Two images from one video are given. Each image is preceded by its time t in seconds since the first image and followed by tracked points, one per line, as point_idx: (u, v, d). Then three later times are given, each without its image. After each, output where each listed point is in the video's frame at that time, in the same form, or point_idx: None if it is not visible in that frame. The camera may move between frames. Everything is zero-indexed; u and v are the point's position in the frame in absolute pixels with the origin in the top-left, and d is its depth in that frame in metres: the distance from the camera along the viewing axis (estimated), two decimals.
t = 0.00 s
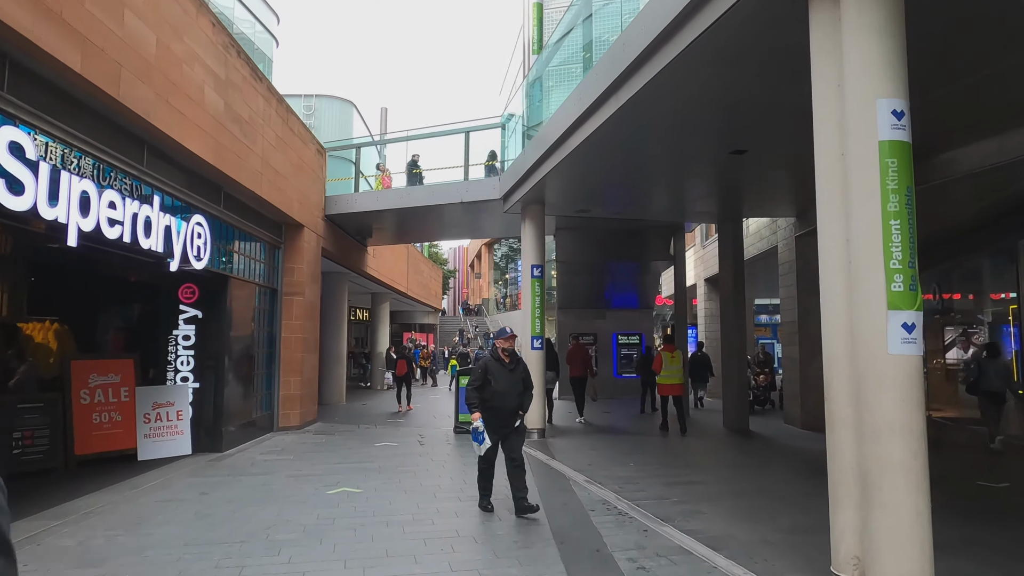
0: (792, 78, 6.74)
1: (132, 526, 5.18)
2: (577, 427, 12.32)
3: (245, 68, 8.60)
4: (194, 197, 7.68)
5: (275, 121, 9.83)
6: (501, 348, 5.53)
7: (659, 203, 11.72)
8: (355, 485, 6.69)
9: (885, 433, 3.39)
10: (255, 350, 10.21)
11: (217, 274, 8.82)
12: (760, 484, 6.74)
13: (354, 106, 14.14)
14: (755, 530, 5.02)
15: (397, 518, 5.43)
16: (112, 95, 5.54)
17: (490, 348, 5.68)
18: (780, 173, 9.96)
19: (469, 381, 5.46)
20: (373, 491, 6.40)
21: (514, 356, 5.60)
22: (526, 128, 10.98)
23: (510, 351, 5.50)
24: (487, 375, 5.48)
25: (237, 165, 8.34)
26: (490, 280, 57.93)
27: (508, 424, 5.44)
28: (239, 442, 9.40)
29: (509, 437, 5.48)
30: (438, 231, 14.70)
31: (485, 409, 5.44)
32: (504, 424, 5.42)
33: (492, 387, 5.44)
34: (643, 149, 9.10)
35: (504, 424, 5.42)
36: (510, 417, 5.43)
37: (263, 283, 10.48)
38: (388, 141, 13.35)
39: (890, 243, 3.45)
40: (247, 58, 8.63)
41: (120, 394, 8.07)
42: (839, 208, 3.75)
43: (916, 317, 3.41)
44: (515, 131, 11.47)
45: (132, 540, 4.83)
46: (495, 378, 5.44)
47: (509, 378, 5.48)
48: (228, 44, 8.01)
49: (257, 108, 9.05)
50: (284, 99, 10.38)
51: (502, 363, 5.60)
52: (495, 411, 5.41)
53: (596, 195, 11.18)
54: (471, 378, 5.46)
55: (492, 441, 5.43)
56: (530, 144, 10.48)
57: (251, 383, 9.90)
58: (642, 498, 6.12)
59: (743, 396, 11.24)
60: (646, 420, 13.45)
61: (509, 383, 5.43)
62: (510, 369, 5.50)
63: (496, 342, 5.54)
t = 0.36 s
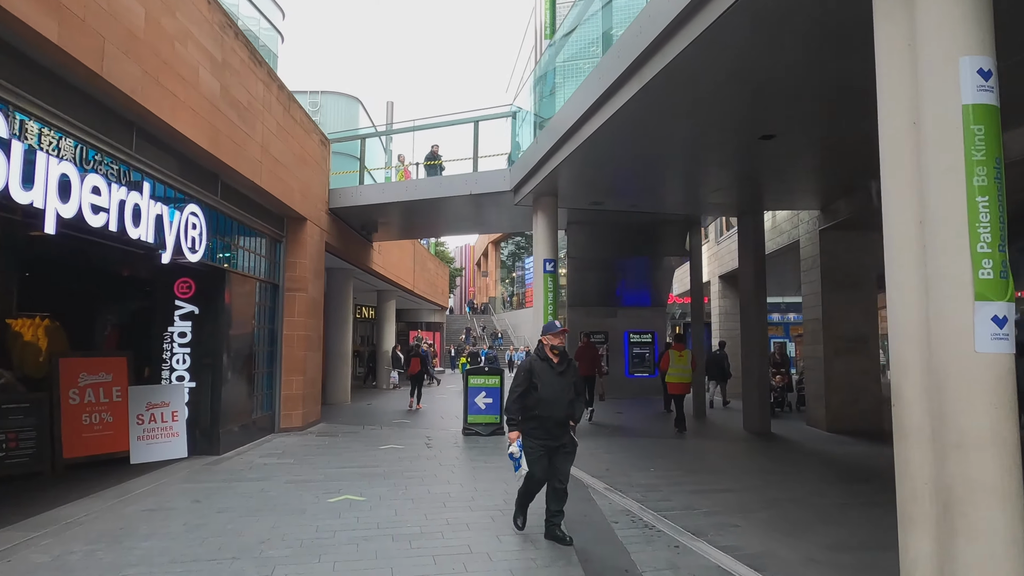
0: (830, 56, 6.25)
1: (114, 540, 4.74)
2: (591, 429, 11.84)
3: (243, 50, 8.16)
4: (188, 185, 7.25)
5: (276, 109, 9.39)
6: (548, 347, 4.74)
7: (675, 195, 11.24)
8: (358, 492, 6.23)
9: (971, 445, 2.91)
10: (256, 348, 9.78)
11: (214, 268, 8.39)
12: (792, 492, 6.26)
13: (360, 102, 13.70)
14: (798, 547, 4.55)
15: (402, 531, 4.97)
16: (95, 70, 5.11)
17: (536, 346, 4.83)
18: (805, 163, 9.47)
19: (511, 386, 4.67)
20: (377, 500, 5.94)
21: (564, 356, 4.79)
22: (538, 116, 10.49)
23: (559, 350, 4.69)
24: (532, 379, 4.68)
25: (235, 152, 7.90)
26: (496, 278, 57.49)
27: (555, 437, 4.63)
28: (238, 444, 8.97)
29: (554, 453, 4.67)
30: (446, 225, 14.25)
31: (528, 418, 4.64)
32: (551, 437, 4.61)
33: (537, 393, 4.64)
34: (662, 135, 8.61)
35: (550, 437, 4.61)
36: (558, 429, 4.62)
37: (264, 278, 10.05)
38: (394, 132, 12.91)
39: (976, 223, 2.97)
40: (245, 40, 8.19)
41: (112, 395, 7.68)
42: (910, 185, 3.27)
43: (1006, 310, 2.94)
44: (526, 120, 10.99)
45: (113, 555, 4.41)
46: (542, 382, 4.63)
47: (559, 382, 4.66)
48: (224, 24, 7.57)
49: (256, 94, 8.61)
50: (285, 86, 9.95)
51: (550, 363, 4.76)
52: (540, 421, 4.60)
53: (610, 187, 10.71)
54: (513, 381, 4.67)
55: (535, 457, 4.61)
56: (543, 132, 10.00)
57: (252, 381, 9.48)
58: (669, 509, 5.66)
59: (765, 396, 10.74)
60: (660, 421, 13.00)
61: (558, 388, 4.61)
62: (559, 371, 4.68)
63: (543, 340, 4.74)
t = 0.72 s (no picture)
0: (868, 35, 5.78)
1: (89, 562, 4.30)
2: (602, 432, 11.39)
3: (237, 34, 7.71)
4: (178, 176, 6.80)
5: (273, 98, 8.94)
6: (603, 360, 3.90)
7: (691, 189, 10.76)
8: (359, 505, 5.79)
9: None
10: (253, 349, 9.34)
11: (208, 265, 7.94)
12: (828, 505, 5.79)
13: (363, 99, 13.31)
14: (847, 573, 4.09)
15: (407, 552, 4.51)
16: (70, 46, 4.66)
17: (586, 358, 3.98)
18: (830, 155, 8.99)
19: (559, 410, 3.85)
20: (379, 514, 5.49)
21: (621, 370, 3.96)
22: (547, 107, 10.04)
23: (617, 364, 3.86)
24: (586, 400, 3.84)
25: (229, 141, 7.46)
26: (499, 277, 57.04)
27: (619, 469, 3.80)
28: (234, 450, 8.53)
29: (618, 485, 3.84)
30: (451, 221, 13.79)
31: (585, 448, 3.80)
32: (615, 469, 3.77)
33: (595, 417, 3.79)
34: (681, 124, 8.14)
35: (614, 468, 3.78)
36: (621, 460, 3.79)
37: (262, 276, 9.61)
38: (397, 124, 12.44)
39: None
40: (239, 23, 7.74)
41: (99, 399, 7.22)
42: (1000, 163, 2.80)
43: None
44: (535, 111, 10.53)
45: None
46: (600, 404, 3.78)
47: (619, 402, 3.82)
48: (217, 5, 7.13)
49: (252, 81, 8.16)
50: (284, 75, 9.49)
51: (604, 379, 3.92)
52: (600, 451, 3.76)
53: (622, 180, 10.23)
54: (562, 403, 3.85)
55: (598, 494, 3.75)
56: (553, 123, 9.54)
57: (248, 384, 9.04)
58: (697, 525, 5.20)
59: (785, 399, 10.27)
60: (672, 423, 12.53)
61: (619, 412, 3.76)
62: (618, 390, 3.87)
63: (596, 352, 3.90)
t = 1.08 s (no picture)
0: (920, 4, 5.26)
1: None
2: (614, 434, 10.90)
3: (229, 11, 7.21)
4: (166, 161, 6.33)
5: (269, 82, 8.45)
6: (704, 353, 3.02)
7: (709, 180, 10.26)
8: (360, 517, 5.31)
9: None
10: (250, 347, 8.89)
11: (200, 259, 7.47)
12: (873, 519, 5.30)
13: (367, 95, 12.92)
14: None
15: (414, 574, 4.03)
16: (38, 11, 4.19)
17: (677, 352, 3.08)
18: (860, 142, 8.47)
19: (650, 413, 2.87)
20: (381, 528, 5.01)
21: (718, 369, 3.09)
22: (557, 94, 9.54)
23: (723, 360, 2.99)
24: (678, 401, 2.96)
25: (220, 125, 6.96)
26: (503, 275, 56.54)
27: (715, 495, 2.95)
28: (229, 454, 8.07)
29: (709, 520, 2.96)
30: (455, 214, 13.30)
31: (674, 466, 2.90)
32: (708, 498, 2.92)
33: (690, 425, 2.93)
34: (704, 109, 7.65)
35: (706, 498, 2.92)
36: (723, 484, 2.93)
37: (258, 270, 9.13)
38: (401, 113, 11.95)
39: None
40: None
41: (84, 400, 6.75)
42: None
43: None
44: (545, 99, 10.03)
45: None
46: (697, 408, 2.94)
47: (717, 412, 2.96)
48: None
49: (246, 62, 7.66)
50: (281, 58, 8.99)
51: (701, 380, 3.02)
52: (697, 470, 2.92)
53: (637, 170, 9.74)
54: (655, 403, 2.89)
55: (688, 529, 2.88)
56: (564, 110, 9.04)
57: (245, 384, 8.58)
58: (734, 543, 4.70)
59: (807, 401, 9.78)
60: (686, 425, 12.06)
61: (719, 420, 2.94)
62: (718, 392, 3.00)
63: (696, 343, 3.01)
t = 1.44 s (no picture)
0: None
1: None
2: (630, 437, 10.42)
3: None
4: (155, 143, 5.87)
5: (270, 64, 7.99)
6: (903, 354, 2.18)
7: (730, 171, 9.76)
8: (365, 531, 4.84)
9: None
10: (248, 345, 8.44)
11: (195, 250, 7.02)
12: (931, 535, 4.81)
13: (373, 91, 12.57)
14: None
15: None
16: None
17: (864, 351, 2.24)
18: (897, 128, 7.97)
19: (825, 437, 2.08)
20: (390, 544, 4.54)
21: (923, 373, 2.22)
22: (573, 80, 9.05)
23: (933, 364, 2.13)
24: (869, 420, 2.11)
25: (215, 106, 6.50)
26: (508, 273, 56.07)
27: (927, 552, 2.08)
28: (226, 458, 7.62)
29: None
30: (463, 208, 12.84)
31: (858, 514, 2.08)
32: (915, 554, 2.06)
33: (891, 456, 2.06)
34: (732, 93, 7.16)
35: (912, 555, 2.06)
36: (939, 538, 2.07)
37: (257, 264, 8.67)
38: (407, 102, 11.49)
39: None
40: None
41: (70, 401, 6.32)
42: None
43: None
44: (559, 85, 9.54)
45: None
46: (903, 432, 2.06)
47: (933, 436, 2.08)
48: None
49: (244, 41, 7.20)
50: (282, 40, 8.53)
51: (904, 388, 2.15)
52: (914, 517, 2.04)
53: (657, 159, 9.25)
54: (831, 425, 2.09)
55: None
56: (580, 94, 8.54)
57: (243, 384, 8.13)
58: (782, 562, 4.22)
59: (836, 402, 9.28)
60: (703, 427, 11.57)
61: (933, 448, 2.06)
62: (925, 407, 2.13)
63: (894, 337, 2.18)
